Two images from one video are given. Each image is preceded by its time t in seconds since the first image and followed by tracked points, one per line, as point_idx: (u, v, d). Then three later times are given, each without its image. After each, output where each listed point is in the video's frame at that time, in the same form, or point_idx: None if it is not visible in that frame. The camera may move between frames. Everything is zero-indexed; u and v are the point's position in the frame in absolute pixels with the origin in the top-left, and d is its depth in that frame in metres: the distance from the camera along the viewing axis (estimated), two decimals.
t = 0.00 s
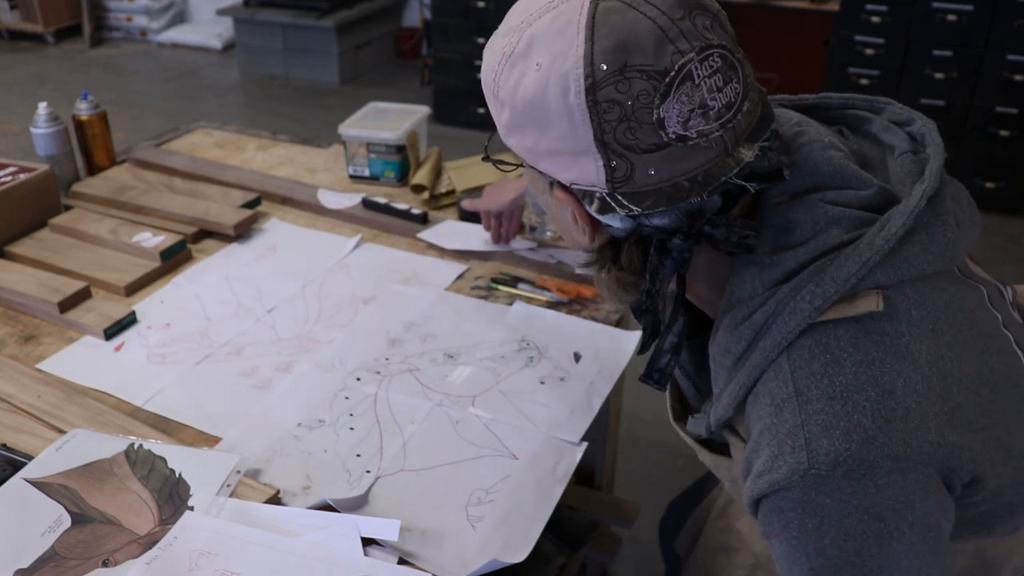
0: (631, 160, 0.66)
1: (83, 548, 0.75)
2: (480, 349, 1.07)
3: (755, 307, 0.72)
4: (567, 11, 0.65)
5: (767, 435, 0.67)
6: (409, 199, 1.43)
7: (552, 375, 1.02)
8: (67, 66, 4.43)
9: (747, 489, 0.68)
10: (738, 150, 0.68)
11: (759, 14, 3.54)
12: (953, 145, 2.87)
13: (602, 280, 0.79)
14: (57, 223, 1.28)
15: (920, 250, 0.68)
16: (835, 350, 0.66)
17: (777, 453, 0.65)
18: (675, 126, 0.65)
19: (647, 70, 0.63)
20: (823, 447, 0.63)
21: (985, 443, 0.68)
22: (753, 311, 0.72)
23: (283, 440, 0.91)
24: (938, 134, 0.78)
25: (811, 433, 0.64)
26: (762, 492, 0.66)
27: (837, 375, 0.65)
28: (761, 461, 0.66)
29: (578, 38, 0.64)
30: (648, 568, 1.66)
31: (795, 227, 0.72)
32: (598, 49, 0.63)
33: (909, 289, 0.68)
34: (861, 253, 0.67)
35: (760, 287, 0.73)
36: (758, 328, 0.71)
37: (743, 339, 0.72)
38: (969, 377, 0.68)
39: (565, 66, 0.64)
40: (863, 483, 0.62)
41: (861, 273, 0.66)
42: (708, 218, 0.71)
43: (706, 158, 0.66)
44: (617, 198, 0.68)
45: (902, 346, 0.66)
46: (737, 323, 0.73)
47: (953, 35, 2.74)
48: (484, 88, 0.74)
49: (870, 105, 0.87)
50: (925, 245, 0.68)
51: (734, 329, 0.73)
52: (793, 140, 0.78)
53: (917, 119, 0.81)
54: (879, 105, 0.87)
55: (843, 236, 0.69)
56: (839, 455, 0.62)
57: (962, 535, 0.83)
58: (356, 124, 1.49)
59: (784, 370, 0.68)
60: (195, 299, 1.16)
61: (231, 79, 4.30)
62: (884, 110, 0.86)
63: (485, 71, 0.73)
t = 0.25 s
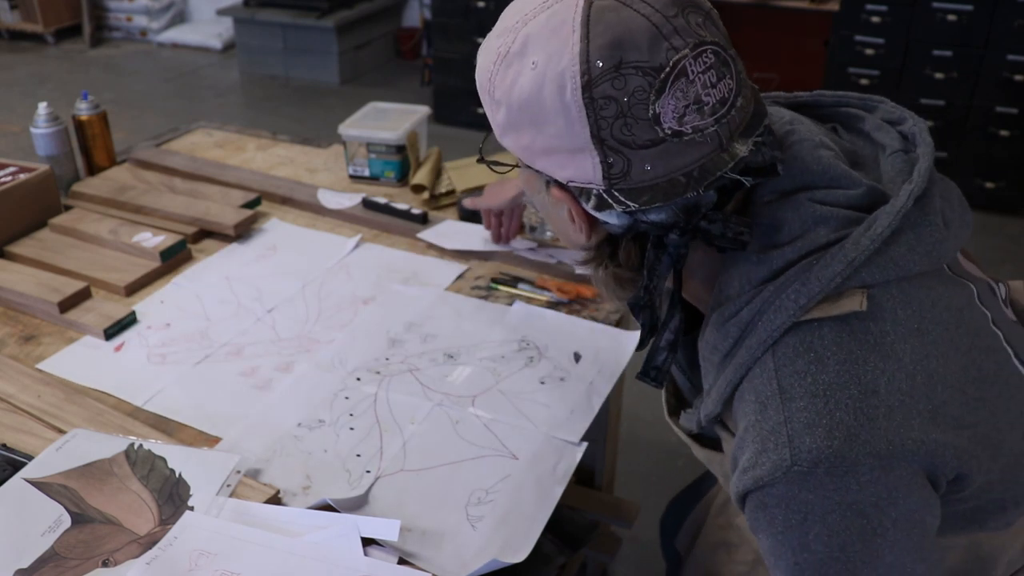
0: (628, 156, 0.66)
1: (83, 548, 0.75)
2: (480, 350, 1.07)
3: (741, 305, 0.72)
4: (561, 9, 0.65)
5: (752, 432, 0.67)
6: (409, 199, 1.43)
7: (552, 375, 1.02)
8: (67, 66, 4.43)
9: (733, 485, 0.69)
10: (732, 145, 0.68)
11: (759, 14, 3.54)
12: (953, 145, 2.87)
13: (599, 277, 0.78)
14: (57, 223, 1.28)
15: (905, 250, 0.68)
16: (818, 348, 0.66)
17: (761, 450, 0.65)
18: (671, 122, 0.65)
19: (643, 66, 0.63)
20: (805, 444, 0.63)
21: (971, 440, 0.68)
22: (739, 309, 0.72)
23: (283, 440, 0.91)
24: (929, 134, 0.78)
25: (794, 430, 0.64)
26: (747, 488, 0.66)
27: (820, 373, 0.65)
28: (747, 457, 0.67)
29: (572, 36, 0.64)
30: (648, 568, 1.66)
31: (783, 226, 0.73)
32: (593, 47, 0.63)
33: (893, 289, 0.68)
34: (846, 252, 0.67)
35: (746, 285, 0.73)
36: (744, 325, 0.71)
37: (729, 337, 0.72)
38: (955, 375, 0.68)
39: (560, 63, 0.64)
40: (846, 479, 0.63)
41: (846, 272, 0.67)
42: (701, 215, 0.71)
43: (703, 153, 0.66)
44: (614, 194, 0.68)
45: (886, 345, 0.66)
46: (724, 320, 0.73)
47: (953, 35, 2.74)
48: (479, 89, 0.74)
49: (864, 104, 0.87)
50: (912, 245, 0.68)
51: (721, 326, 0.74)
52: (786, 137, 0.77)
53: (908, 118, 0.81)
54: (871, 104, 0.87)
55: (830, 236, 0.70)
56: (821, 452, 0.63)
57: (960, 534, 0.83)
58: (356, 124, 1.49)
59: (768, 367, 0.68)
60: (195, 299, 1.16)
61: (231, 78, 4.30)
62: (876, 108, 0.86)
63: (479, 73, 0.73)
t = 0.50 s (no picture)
0: (642, 153, 0.66)
1: (83, 548, 0.75)
2: (480, 349, 1.07)
3: (749, 303, 0.73)
4: (573, 8, 0.65)
5: (761, 429, 0.68)
6: (409, 199, 1.43)
7: (552, 375, 1.02)
8: (67, 66, 4.43)
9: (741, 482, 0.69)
10: (745, 142, 0.69)
11: (759, 14, 3.54)
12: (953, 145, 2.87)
13: (613, 278, 0.78)
14: (57, 223, 1.28)
15: (912, 247, 0.68)
16: (826, 345, 0.67)
17: (769, 447, 0.66)
18: (685, 119, 0.65)
19: (658, 64, 0.63)
20: (814, 441, 0.64)
21: (976, 435, 0.68)
22: (746, 306, 0.73)
23: (283, 440, 0.91)
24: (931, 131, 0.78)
25: (802, 426, 0.65)
26: (756, 484, 0.67)
27: (827, 370, 0.66)
28: (755, 454, 0.67)
29: (587, 35, 0.64)
30: (648, 568, 1.66)
31: (788, 224, 0.73)
32: (608, 44, 0.63)
33: (899, 285, 0.69)
34: (853, 249, 0.68)
35: (753, 283, 0.73)
36: (751, 322, 0.72)
37: (737, 333, 0.73)
38: (960, 370, 0.68)
39: (576, 61, 0.64)
40: (854, 476, 0.64)
41: (852, 269, 0.67)
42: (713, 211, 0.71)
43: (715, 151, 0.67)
44: (627, 191, 0.68)
45: (891, 341, 0.66)
46: (731, 318, 0.74)
47: (953, 35, 2.74)
48: (485, 90, 0.73)
49: (865, 102, 0.87)
50: (916, 242, 0.68)
51: (728, 323, 0.74)
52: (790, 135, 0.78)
53: (910, 116, 0.81)
54: (872, 100, 0.87)
55: (835, 233, 0.70)
56: (829, 448, 0.63)
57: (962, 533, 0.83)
58: (356, 124, 1.49)
59: (776, 364, 0.69)
60: (195, 299, 1.16)
61: (231, 78, 4.30)
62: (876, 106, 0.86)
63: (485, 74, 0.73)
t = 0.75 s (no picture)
0: (676, 127, 0.66)
1: (83, 548, 0.75)
2: (480, 350, 1.07)
3: (771, 294, 0.73)
4: None
5: (783, 422, 0.67)
6: (409, 199, 1.43)
7: (552, 375, 1.02)
8: (67, 66, 4.43)
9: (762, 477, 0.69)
10: (771, 108, 0.71)
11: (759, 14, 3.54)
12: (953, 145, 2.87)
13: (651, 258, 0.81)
14: (57, 223, 1.28)
15: (931, 238, 0.69)
16: (850, 338, 0.66)
17: (791, 441, 0.66)
18: (715, 90, 0.65)
19: (684, 36, 0.64)
20: (837, 434, 0.63)
21: (993, 425, 0.68)
22: (769, 298, 0.73)
23: (283, 440, 0.91)
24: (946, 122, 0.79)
25: (825, 420, 0.64)
26: (777, 478, 0.67)
27: (850, 363, 0.65)
28: (777, 448, 0.67)
29: (607, 14, 0.65)
30: (647, 568, 1.66)
31: (808, 214, 0.73)
32: (632, 22, 0.64)
33: (919, 277, 0.69)
34: (876, 240, 0.68)
35: (773, 274, 0.73)
36: (773, 313, 0.72)
37: (758, 326, 0.73)
38: (977, 361, 0.68)
39: (600, 41, 0.64)
40: (876, 469, 0.63)
41: (875, 260, 0.67)
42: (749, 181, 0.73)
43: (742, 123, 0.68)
44: (662, 169, 0.68)
45: (912, 333, 0.66)
46: (752, 310, 0.74)
47: (953, 35, 2.74)
48: (500, 91, 0.73)
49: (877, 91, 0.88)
50: (935, 233, 0.69)
51: (749, 315, 0.74)
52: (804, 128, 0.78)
53: (925, 105, 0.82)
54: (885, 92, 0.88)
55: (855, 224, 0.70)
56: (853, 441, 0.63)
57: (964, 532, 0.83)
58: (356, 124, 1.49)
59: (799, 357, 0.68)
60: (195, 299, 1.16)
61: (231, 79, 4.30)
62: (891, 96, 0.87)
63: (499, 75, 0.73)
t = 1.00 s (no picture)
0: (721, 90, 0.63)
1: (83, 548, 0.75)
2: (481, 350, 1.07)
3: (799, 298, 0.71)
4: None
5: (804, 430, 0.67)
6: (409, 199, 1.43)
7: (552, 375, 1.02)
8: (67, 66, 4.43)
9: (778, 488, 0.68)
10: (805, 66, 0.70)
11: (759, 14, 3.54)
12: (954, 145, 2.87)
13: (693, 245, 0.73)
14: (57, 223, 1.28)
15: (962, 244, 0.67)
16: (877, 350, 0.65)
17: (813, 453, 0.65)
18: (754, 48, 0.64)
19: None
20: (861, 448, 0.63)
21: (1016, 435, 0.69)
22: (796, 302, 0.72)
23: (283, 440, 0.91)
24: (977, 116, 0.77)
25: (850, 432, 0.63)
26: (796, 490, 0.66)
27: (876, 375, 0.64)
28: (795, 460, 0.66)
29: None
30: (647, 568, 1.66)
31: (835, 216, 0.71)
32: None
33: (949, 284, 0.68)
34: (905, 247, 0.66)
35: (799, 276, 0.72)
36: (797, 320, 0.71)
37: (782, 330, 0.72)
38: (1003, 371, 0.68)
39: (635, 7, 0.62)
40: (896, 484, 0.63)
41: (905, 268, 0.66)
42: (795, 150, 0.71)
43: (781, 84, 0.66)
44: (709, 138, 0.65)
45: (939, 344, 0.65)
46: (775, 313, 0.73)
47: (953, 35, 2.74)
48: (520, 83, 0.70)
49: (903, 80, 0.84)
50: (968, 239, 0.67)
51: (773, 318, 0.73)
52: (831, 126, 0.75)
53: (954, 97, 0.79)
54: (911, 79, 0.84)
55: (883, 228, 0.68)
56: (878, 456, 0.62)
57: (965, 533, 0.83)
58: (356, 124, 1.49)
59: (824, 365, 0.67)
60: (195, 299, 1.16)
61: (231, 79, 4.30)
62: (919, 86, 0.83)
63: (516, 66, 0.70)
